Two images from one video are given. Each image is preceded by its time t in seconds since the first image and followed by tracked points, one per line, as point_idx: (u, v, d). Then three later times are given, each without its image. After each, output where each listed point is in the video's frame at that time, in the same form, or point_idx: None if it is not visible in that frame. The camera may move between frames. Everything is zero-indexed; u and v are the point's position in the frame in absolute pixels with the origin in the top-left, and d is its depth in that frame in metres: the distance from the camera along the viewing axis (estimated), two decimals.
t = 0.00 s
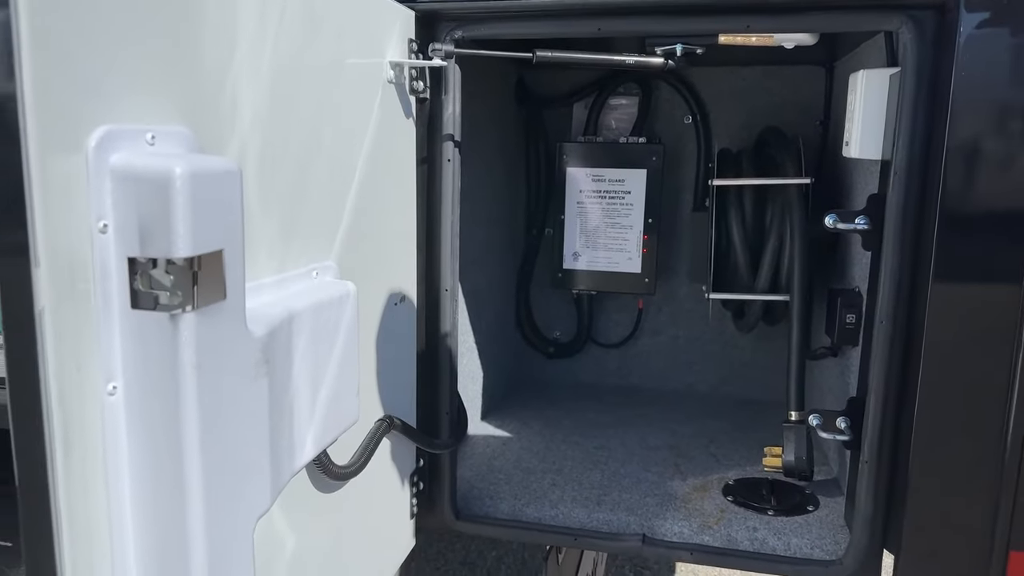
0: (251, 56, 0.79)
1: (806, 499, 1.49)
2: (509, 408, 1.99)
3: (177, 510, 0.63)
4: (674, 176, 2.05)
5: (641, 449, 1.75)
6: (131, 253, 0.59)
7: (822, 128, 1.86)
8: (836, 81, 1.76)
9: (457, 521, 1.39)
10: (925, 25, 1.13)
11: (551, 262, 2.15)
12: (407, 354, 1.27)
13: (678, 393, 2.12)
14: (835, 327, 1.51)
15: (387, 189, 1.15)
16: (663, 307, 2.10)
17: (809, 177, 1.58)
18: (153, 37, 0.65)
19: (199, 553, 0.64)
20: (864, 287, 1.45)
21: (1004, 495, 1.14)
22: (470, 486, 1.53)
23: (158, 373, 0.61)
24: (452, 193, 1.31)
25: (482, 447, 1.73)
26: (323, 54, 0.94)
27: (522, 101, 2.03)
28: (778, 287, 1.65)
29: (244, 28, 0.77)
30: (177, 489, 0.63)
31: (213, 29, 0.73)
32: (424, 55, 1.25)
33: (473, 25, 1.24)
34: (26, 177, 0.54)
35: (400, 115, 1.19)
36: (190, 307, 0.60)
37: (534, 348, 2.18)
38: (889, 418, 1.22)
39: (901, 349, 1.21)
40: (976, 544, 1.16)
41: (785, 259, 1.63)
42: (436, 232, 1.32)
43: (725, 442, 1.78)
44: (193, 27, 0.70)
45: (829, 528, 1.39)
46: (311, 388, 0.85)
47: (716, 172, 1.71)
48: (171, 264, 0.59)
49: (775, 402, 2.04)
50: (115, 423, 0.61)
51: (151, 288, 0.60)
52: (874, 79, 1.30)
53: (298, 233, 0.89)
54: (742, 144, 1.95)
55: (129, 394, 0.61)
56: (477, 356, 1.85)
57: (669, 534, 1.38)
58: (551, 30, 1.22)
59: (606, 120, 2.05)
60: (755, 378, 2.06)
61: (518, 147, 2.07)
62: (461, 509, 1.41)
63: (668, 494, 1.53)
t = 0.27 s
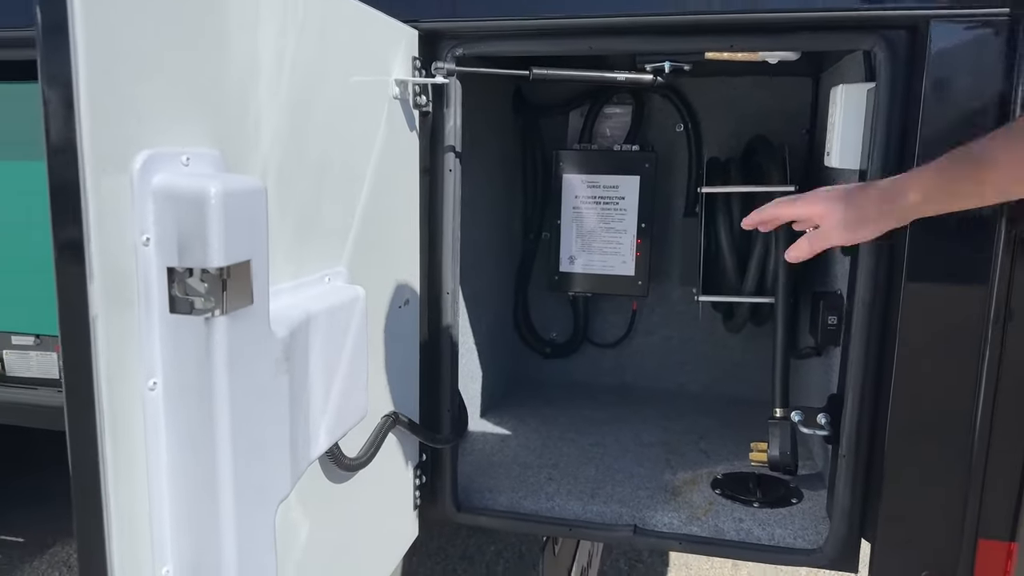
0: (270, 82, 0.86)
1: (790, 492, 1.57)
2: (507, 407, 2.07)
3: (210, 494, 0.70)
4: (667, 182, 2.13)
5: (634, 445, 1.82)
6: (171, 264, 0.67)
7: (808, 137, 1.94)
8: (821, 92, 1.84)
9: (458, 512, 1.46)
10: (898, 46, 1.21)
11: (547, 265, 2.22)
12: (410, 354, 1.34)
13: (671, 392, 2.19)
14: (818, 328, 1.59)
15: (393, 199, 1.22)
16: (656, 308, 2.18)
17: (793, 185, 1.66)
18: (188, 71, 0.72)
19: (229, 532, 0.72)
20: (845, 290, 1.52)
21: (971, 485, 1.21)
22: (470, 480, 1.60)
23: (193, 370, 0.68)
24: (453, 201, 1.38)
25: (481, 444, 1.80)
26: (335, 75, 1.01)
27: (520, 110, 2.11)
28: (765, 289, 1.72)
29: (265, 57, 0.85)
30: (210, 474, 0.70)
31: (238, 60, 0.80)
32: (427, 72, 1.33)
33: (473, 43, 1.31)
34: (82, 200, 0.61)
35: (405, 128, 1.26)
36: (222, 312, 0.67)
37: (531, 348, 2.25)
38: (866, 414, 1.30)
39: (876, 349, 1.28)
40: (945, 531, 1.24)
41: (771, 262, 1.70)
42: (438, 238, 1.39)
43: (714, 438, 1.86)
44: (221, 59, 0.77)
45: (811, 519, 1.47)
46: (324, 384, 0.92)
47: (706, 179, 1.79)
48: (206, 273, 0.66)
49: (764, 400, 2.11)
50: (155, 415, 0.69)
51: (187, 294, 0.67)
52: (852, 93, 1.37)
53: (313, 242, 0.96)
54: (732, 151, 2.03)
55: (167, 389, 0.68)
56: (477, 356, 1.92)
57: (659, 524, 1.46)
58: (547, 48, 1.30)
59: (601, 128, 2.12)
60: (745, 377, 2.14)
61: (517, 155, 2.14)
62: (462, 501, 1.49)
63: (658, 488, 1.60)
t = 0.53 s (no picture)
0: (282, 99, 0.93)
1: (774, 484, 1.64)
2: (503, 404, 2.14)
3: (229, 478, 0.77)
4: (658, 186, 2.20)
5: (626, 440, 1.89)
6: (195, 268, 0.74)
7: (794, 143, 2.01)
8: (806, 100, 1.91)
9: (456, 503, 1.53)
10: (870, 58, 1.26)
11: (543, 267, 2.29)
12: (410, 352, 1.41)
13: (663, 389, 2.26)
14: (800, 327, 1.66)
15: (394, 204, 1.30)
16: (648, 309, 2.25)
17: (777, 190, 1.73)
18: (209, 92, 0.79)
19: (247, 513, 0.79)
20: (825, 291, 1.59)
21: (941, 474, 1.28)
22: (468, 472, 1.68)
23: (214, 365, 0.75)
24: (451, 206, 1.45)
25: (478, 439, 1.87)
26: (340, 90, 1.08)
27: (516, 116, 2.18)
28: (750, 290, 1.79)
29: (277, 76, 0.92)
30: (229, 460, 0.77)
31: (253, 80, 0.87)
32: (426, 85, 1.40)
33: (470, 57, 1.38)
34: (117, 210, 0.68)
35: (405, 138, 1.33)
36: (238, 312, 0.74)
37: (527, 347, 2.33)
38: (842, 408, 1.37)
39: (852, 346, 1.36)
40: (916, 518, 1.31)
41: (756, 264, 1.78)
42: (437, 241, 1.46)
43: (703, 434, 1.93)
44: (238, 80, 0.84)
45: (793, 510, 1.54)
46: (331, 379, 0.99)
47: (694, 184, 1.86)
48: (227, 277, 0.73)
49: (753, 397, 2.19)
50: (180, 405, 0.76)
51: (209, 296, 0.74)
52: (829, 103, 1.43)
53: (320, 246, 1.03)
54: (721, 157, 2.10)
55: (191, 382, 0.75)
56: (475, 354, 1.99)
57: (647, 514, 1.53)
58: (540, 62, 1.37)
59: (594, 134, 2.20)
60: (734, 376, 2.21)
61: (514, 159, 2.21)
62: (460, 492, 1.56)
63: (648, 480, 1.68)
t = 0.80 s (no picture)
0: (288, 122, 1.00)
1: (758, 482, 1.70)
2: (499, 405, 2.20)
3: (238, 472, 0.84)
4: (649, 193, 2.27)
5: (617, 440, 1.96)
6: (210, 281, 0.81)
7: (780, 152, 2.07)
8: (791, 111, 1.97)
9: (452, 499, 1.60)
10: (844, 78, 1.34)
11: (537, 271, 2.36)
12: (407, 353, 1.48)
13: (654, 390, 2.33)
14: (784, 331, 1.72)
15: (392, 214, 1.36)
16: (640, 312, 2.31)
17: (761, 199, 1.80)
18: (220, 122, 0.86)
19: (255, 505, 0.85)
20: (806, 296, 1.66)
21: (911, 472, 1.35)
22: (464, 470, 1.74)
23: (226, 369, 0.82)
24: (447, 216, 1.52)
25: (474, 439, 1.94)
26: (341, 110, 1.15)
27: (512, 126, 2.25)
28: (735, 295, 1.87)
29: (282, 103, 0.98)
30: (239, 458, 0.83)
31: (261, 106, 0.93)
32: (424, 101, 1.47)
33: (465, 74, 1.44)
34: (140, 229, 0.75)
35: (402, 151, 1.40)
36: (250, 321, 0.81)
37: (523, 349, 2.39)
38: (820, 409, 1.44)
39: (829, 349, 1.42)
40: (889, 513, 1.37)
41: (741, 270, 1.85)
42: (434, 249, 1.53)
43: (692, 434, 2.00)
44: (246, 110, 0.90)
45: (775, 506, 1.61)
46: (332, 382, 1.06)
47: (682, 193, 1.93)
48: (239, 289, 0.80)
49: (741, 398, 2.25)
50: (194, 407, 0.81)
51: (221, 306, 0.81)
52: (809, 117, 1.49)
53: (322, 259, 1.10)
54: (710, 165, 2.16)
55: (204, 386, 0.81)
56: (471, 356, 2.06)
57: (635, 510, 1.60)
58: (532, 79, 1.43)
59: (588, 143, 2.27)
60: (723, 377, 2.27)
61: (510, 167, 2.28)
62: (456, 489, 1.63)
63: (636, 478, 1.74)
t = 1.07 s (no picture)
0: (294, 152, 1.07)
1: (741, 483, 1.79)
2: (495, 409, 2.28)
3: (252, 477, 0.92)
4: (640, 204, 2.35)
5: (607, 443, 2.04)
6: (226, 303, 0.89)
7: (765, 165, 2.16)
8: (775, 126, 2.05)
9: (449, 500, 1.67)
10: (819, 102, 1.41)
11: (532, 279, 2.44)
12: (406, 362, 1.56)
13: (645, 394, 2.41)
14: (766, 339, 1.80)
15: (392, 231, 1.44)
16: (632, 318, 2.39)
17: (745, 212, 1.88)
18: (233, 157, 0.93)
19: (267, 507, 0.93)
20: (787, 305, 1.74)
21: (881, 474, 1.43)
22: (460, 473, 1.83)
23: (241, 384, 0.90)
24: (443, 231, 1.60)
25: (470, 442, 2.02)
26: (344, 137, 1.23)
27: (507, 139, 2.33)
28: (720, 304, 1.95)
29: (289, 135, 1.06)
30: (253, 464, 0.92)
31: (270, 140, 1.01)
32: (421, 123, 1.55)
33: (461, 97, 1.53)
34: (164, 260, 0.83)
35: (401, 170, 1.48)
36: (260, 339, 0.90)
37: (518, 355, 2.47)
38: (796, 416, 1.51)
39: (805, 359, 1.50)
40: (861, 513, 1.45)
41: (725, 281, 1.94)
42: (431, 262, 1.61)
43: (679, 438, 2.08)
44: (257, 145, 0.98)
45: (755, 506, 1.69)
46: (337, 391, 1.14)
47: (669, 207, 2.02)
48: (253, 310, 0.88)
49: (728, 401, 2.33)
50: (212, 418, 0.89)
51: (236, 326, 0.89)
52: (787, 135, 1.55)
53: (326, 274, 1.18)
54: (698, 177, 2.24)
55: (221, 398, 0.89)
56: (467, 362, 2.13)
57: (623, 511, 1.68)
58: (524, 101, 1.51)
59: (581, 155, 2.34)
60: (711, 381, 2.36)
61: (505, 181, 2.35)
62: (453, 490, 1.71)
63: (625, 479, 1.82)
